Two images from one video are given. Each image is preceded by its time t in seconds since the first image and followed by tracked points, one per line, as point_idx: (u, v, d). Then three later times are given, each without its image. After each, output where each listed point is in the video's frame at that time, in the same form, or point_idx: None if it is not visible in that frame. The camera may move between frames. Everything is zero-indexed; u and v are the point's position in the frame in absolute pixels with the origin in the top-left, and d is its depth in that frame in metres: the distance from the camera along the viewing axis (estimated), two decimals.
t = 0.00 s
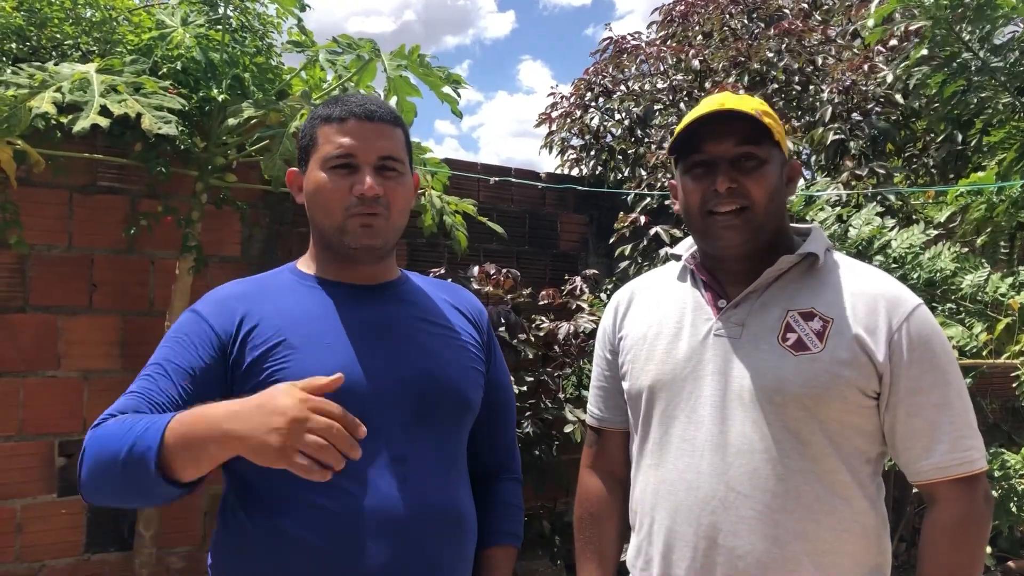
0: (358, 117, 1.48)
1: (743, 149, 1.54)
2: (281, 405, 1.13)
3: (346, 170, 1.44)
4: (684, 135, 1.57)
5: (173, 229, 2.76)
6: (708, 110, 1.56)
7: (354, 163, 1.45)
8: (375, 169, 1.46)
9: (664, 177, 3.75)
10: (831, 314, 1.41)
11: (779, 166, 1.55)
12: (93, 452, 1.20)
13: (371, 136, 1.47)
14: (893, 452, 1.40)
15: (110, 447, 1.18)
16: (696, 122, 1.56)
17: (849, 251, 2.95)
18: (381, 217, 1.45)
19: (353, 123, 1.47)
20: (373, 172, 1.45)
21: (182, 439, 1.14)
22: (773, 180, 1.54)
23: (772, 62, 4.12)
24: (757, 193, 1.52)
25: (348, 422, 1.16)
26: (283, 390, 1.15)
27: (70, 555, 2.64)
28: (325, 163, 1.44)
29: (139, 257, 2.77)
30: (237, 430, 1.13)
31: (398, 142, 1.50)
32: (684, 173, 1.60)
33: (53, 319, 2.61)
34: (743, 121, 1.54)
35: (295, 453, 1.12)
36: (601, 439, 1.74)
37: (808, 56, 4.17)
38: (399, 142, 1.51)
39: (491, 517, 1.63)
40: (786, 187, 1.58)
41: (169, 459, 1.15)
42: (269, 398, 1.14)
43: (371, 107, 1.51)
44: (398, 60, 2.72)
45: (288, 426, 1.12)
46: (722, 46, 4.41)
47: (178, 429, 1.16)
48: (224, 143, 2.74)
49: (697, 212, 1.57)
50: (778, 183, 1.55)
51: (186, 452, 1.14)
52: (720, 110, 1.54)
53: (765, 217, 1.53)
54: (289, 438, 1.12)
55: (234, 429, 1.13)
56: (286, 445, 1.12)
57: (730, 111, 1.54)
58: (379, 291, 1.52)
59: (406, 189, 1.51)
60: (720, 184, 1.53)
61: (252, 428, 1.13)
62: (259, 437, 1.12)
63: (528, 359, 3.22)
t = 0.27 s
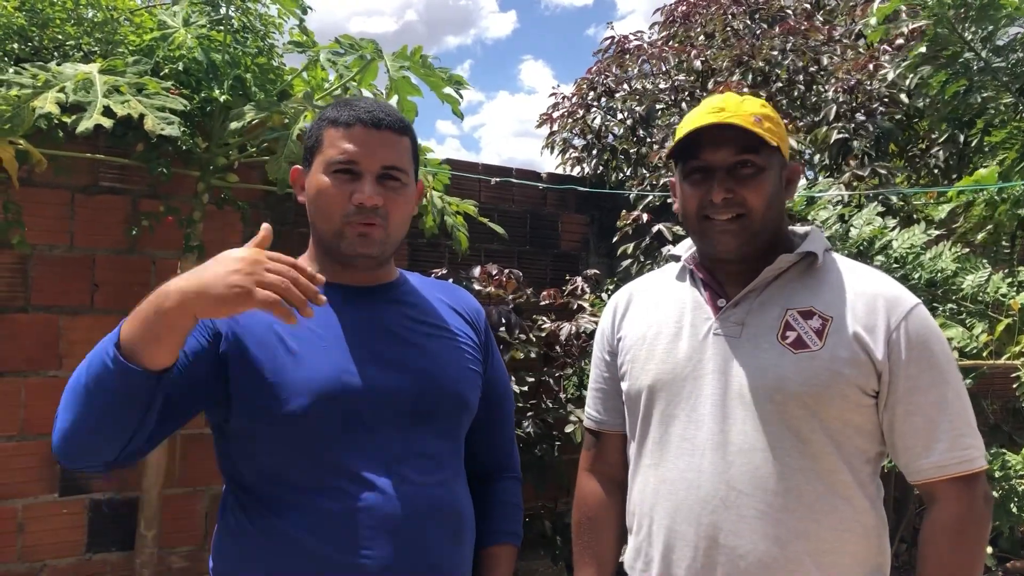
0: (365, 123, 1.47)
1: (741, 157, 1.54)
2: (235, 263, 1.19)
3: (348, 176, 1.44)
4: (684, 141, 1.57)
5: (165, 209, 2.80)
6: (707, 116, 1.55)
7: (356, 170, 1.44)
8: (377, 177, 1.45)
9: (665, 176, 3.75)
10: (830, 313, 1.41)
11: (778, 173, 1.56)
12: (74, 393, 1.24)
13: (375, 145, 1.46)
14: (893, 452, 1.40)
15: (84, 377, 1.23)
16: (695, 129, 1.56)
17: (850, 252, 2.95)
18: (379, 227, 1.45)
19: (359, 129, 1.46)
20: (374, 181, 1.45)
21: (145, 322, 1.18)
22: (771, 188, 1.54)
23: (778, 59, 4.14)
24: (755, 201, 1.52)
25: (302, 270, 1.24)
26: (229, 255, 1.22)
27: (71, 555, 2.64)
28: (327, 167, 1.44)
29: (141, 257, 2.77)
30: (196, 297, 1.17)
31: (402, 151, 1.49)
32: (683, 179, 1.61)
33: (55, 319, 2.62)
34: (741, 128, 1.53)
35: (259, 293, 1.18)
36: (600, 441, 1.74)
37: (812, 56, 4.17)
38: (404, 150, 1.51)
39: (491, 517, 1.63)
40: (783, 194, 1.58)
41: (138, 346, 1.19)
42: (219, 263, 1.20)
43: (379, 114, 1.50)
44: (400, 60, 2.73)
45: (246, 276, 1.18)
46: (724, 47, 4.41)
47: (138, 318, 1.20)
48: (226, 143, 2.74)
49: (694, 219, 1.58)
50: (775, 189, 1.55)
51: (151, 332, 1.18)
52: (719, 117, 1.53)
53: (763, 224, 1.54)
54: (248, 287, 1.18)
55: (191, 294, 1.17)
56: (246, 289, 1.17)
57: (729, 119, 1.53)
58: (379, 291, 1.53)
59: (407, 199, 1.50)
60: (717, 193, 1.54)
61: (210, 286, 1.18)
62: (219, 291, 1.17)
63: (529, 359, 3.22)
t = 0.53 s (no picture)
0: (370, 124, 1.46)
1: (740, 151, 1.54)
2: (181, 227, 1.22)
3: (352, 176, 1.44)
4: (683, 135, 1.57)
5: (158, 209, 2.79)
6: (707, 110, 1.55)
7: (359, 170, 1.44)
8: (380, 179, 1.45)
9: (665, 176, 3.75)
10: (830, 313, 1.41)
11: (776, 171, 1.56)
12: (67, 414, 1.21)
13: (380, 146, 1.46)
14: (892, 453, 1.40)
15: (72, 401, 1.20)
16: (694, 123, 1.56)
17: (849, 253, 2.94)
18: (381, 229, 1.45)
19: (364, 129, 1.46)
20: (377, 182, 1.45)
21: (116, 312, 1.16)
22: (769, 184, 1.54)
23: (780, 58, 4.15)
24: (752, 195, 1.52)
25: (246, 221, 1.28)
26: (170, 225, 1.23)
27: (71, 555, 2.64)
28: (331, 166, 1.44)
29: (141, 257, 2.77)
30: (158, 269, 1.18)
31: (407, 154, 1.49)
32: (680, 171, 1.61)
33: (55, 319, 2.62)
34: (741, 124, 1.53)
35: (220, 242, 1.21)
36: (597, 444, 1.74)
37: (813, 57, 4.15)
38: (409, 153, 1.50)
39: (490, 517, 1.63)
40: (781, 194, 1.58)
41: (117, 341, 1.17)
42: (165, 233, 1.21)
43: (385, 114, 1.49)
44: (400, 60, 2.72)
45: (199, 234, 1.21)
46: (725, 47, 4.41)
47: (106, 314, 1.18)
48: (226, 143, 2.74)
49: (690, 212, 1.58)
50: (774, 186, 1.55)
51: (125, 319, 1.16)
52: (718, 111, 1.53)
53: (760, 219, 1.54)
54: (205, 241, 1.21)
55: (154, 267, 1.18)
56: (206, 245, 1.21)
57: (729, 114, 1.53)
58: (377, 291, 1.52)
59: (410, 201, 1.50)
60: (714, 185, 1.54)
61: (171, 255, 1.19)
62: (182, 255, 1.19)
63: (530, 359, 3.23)
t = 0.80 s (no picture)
0: (375, 125, 1.46)
1: (739, 155, 1.54)
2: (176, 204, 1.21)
3: (354, 178, 1.44)
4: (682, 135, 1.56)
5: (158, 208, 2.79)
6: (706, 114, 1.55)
7: (362, 172, 1.44)
8: (382, 181, 1.45)
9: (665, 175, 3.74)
10: (830, 313, 1.41)
11: (776, 174, 1.55)
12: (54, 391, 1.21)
13: (384, 148, 1.45)
14: (891, 453, 1.40)
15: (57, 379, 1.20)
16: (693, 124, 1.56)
17: (850, 252, 2.94)
18: (381, 234, 1.45)
19: (369, 131, 1.45)
20: (379, 184, 1.44)
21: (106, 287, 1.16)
22: (768, 187, 1.53)
23: (781, 57, 4.15)
24: (751, 200, 1.52)
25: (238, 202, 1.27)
26: (164, 202, 1.22)
27: (70, 555, 2.64)
28: (333, 166, 1.44)
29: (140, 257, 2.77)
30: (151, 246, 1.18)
31: (411, 156, 1.49)
32: (680, 174, 1.61)
33: (54, 319, 2.61)
34: (740, 126, 1.53)
35: (214, 220, 1.21)
36: (596, 444, 1.73)
37: (815, 56, 4.14)
38: (413, 155, 1.50)
39: (489, 516, 1.63)
40: (781, 196, 1.57)
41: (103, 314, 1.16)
42: (160, 210, 1.21)
43: (390, 116, 1.48)
44: (400, 60, 2.72)
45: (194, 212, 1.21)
46: (726, 46, 4.40)
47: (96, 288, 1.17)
48: (225, 143, 2.73)
49: (689, 216, 1.58)
50: (773, 190, 1.54)
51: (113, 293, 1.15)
52: (717, 115, 1.53)
53: (759, 223, 1.54)
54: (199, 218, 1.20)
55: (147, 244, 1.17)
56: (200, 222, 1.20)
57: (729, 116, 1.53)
58: (376, 290, 1.52)
59: (412, 205, 1.50)
60: (713, 190, 1.54)
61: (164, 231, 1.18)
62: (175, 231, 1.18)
63: (530, 358, 3.22)
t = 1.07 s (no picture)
0: (387, 134, 1.44)
1: (741, 145, 1.54)
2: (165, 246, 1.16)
3: (365, 185, 1.43)
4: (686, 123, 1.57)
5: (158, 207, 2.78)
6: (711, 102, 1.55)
7: (373, 180, 1.43)
8: (392, 190, 1.45)
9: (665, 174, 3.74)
10: (828, 313, 1.41)
11: (777, 168, 1.55)
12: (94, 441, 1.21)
13: (395, 157, 1.44)
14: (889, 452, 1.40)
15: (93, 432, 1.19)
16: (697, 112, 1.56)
17: (850, 251, 2.94)
18: (388, 241, 1.45)
19: (381, 140, 1.44)
20: (389, 194, 1.44)
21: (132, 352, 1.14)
22: (769, 180, 1.54)
23: (780, 56, 4.15)
24: (751, 190, 1.52)
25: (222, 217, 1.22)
26: (159, 243, 1.17)
27: (71, 553, 2.64)
28: (345, 172, 1.43)
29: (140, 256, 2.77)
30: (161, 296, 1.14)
31: (420, 164, 1.49)
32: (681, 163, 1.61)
33: (54, 319, 2.61)
34: (741, 117, 1.53)
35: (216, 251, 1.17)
36: (592, 445, 1.74)
37: (815, 55, 4.14)
38: (421, 163, 1.50)
39: (487, 515, 1.63)
40: (781, 191, 1.57)
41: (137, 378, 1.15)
42: (161, 255, 1.16)
43: (402, 124, 1.47)
44: (399, 59, 2.72)
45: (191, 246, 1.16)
46: (726, 45, 4.40)
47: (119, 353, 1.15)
48: (226, 142, 2.73)
49: (687, 203, 1.58)
50: (773, 183, 1.55)
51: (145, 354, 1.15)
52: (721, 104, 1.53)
53: (758, 214, 1.54)
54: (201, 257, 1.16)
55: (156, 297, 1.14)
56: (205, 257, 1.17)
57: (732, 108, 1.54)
58: (375, 290, 1.52)
59: (418, 213, 1.50)
60: (714, 178, 1.54)
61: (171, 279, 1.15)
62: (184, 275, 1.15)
63: (530, 358, 3.20)
